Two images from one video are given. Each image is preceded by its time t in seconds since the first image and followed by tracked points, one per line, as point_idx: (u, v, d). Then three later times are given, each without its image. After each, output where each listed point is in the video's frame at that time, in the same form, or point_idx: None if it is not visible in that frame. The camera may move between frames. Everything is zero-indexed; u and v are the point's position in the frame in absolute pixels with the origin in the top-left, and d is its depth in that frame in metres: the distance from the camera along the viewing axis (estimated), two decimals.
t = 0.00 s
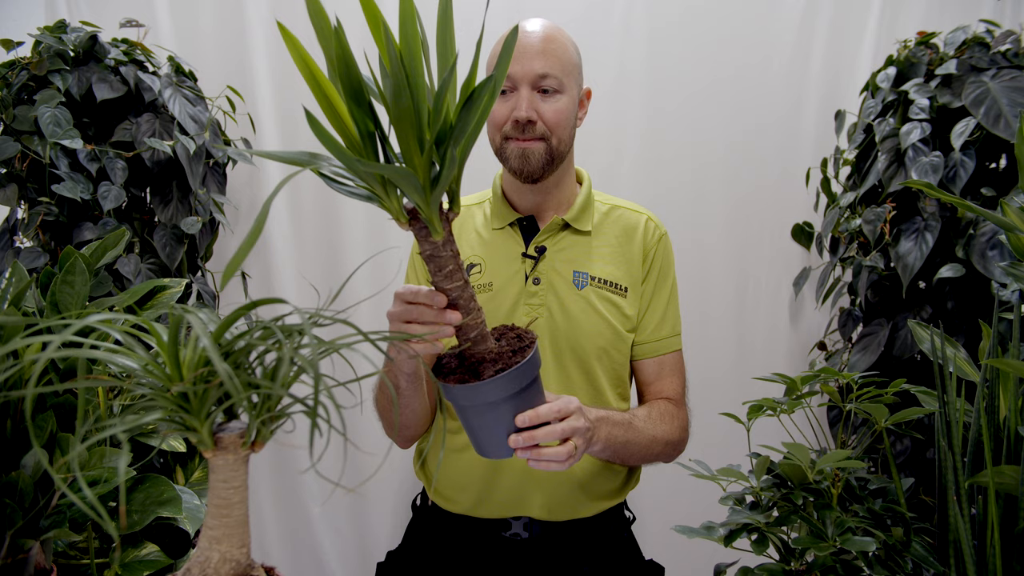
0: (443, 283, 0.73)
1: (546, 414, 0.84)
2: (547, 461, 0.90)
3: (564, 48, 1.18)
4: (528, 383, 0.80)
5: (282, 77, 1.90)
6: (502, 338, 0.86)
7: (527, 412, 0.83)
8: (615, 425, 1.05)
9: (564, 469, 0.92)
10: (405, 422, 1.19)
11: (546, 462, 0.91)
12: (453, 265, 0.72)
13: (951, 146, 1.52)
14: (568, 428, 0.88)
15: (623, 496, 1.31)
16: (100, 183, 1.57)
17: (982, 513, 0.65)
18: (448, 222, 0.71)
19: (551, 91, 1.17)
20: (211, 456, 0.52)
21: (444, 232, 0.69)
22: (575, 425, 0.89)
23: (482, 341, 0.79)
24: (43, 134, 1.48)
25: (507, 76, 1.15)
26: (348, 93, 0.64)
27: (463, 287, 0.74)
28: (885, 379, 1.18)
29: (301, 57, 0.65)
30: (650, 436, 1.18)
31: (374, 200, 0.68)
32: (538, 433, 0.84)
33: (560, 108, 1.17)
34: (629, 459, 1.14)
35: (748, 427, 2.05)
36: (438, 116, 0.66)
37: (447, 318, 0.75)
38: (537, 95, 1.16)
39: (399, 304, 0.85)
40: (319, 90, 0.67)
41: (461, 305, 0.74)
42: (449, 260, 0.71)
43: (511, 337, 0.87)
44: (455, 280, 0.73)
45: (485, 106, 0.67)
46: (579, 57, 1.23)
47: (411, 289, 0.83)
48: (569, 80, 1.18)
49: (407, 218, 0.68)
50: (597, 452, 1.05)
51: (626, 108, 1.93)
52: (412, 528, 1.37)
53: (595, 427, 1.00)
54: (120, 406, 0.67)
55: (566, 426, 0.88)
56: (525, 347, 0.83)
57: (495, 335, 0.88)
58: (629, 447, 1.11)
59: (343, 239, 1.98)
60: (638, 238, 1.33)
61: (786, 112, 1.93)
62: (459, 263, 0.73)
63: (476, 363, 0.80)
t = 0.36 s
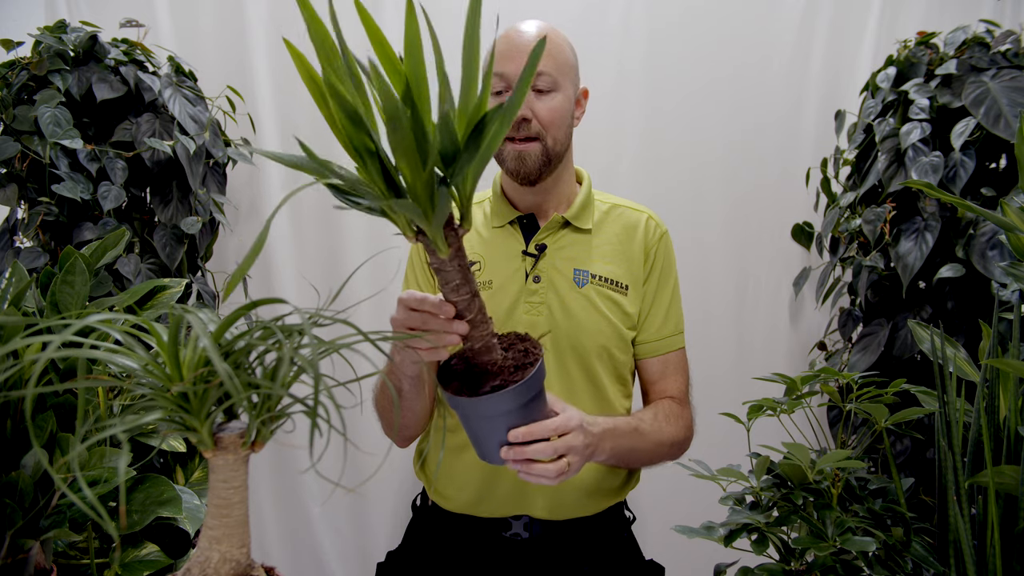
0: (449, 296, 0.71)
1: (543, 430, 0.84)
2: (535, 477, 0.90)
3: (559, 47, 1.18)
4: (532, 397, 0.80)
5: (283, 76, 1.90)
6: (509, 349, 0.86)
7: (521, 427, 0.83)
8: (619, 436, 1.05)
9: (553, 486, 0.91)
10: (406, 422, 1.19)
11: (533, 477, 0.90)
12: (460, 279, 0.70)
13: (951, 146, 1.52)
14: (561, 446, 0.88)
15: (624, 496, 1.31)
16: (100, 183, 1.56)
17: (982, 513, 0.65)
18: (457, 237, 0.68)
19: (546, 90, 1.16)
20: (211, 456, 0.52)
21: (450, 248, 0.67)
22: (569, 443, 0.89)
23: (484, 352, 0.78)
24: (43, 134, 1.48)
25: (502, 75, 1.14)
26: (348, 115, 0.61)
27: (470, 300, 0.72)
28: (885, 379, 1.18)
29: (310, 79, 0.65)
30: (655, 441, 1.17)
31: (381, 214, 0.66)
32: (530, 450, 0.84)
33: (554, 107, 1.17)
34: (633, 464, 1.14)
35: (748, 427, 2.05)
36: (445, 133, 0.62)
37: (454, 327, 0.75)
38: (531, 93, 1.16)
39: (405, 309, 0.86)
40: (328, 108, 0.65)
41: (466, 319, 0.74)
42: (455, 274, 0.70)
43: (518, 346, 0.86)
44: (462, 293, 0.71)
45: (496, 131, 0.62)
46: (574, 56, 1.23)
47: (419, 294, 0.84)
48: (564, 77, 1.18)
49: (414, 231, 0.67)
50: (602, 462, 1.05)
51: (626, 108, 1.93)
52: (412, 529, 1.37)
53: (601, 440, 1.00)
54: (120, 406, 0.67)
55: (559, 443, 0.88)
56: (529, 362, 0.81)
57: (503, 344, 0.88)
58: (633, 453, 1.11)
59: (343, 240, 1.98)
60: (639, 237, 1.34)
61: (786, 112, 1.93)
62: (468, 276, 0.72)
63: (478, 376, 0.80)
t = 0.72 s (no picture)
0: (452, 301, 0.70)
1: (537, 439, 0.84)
2: (529, 481, 0.90)
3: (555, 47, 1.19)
4: (532, 403, 0.80)
5: (282, 76, 1.90)
6: (511, 356, 0.86)
7: (513, 434, 0.82)
8: (616, 440, 1.05)
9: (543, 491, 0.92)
10: (406, 422, 1.19)
11: (526, 482, 0.91)
12: (463, 286, 0.69)
13: (951, 146, 1.52)
14: (556, 455, 0.88)
15: (623, 496, 1.31)
16: (100, 183, 1.56)
17: (982, 513, 0.65)
18: (462, 246, 0.66)
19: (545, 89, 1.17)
20: (211, 456, 0.52)
21: (453, 257, 0.65)
22: (565, 452, 0.89)
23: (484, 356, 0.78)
24: (44, 134, 1.48)
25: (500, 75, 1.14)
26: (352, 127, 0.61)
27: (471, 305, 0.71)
28: (885, 379, 1.18)
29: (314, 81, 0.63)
30: (653, 444, 1.17)
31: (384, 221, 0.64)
32: (520, 456, 0.84)
33: (553, 106, 1.17)
34: (632, 468, 1.14)
35: (748, 427, 2.05)
36: (449, 144, 0.59)
37: (455, 332, 0.73)
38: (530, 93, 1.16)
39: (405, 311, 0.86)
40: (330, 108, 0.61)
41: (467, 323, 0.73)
42: (457, 281, 0.68)
43: (520, 354, 0.86)
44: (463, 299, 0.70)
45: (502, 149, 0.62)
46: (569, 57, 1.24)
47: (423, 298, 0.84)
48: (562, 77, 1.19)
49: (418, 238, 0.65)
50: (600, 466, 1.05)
51: (627, 108, 1.93)
52: (412, 529, 1.37)
53: (599, 446, 1.00)
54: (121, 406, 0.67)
55: (552, 451, 0.88)
56: (527, 372, 0.81)
57: (505, 350, 0.88)
58: (632, 457, 1.11)
59: (343, 241, 1.98)
60: (640, 238, 1.33)
61: (786, 111, 1.93)
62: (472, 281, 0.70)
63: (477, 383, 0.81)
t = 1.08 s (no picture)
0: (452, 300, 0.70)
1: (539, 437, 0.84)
2: (531, 479, 0.90)
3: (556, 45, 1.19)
4: (533, 401, 0.80)
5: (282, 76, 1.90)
6: (510, 354, 0.86)
7: (515, 433, 0.82)
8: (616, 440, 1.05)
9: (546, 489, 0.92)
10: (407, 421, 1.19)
11: (529, 480, 0.91)
12: (463, 284, 0.69)
13: (951, 146, 1.52)
14: (557, 452, 0.88)
15: (623, 497, 1.31)
16: (100, 183, 1.56)
17: (982, 513, 0.65)
18: (460, 245, 0.67)
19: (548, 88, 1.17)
20: (211, 456, 0.52)
21: (453, 256, 0.66)
22: (567, 449, 0.89)
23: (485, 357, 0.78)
24: (43, 134, 1.48)
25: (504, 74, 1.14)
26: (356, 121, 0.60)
27: (469, 304, 0.71)
28: (885, 379, 1.18)
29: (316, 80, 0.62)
30: (653, 444, 1.17)
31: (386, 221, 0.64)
32: (522, 455, 0.84)
33: (555, 105, 1.17)
34: (631, 467, 1.14)
35: (748, 427, 2.05)
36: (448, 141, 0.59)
37: (455, 332, 0.73)
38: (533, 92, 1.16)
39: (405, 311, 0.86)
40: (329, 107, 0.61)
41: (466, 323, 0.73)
42: (457, 280, 0.68)
43: (519, 352, 0.86)
44: (462, 297, 0.70)
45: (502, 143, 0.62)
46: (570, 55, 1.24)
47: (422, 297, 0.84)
48: (563, 74, 1.18)
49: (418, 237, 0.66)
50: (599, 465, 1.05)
51: (627, 108, 1.93)
52: (412, 528, 1.37)
53: (599, 443, 1.00)
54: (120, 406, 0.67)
55: (553, 448, 0.88)
56: (528, 370, 0.82)
57: (503, 349, 0.87)
58: (631, 456, 1.11)
59: (343, 241, 1.98)
60: (642, 239, 1.33)
61: (787, 111, 1.93)
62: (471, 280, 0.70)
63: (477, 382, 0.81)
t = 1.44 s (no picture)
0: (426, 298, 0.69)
1: (541, 416, 0.85)
2: (545, 464, 0.91)
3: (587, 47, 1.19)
4: (517, 392, 0.80)
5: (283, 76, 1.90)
6: (492, 345, 0.85)
7: (522, 416, 0.83)
8: (610, 425, 1.06)
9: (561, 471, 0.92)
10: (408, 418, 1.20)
11: (542, 466, 0.91)
12: (436, 279, 0.69)
13: (951, 146, 1.52)
14: (563, 430, 0.89)
15: (625, 498, 1.30)
16: (100, 183, 1.56)
17: (982, 513, 0.65)
18: (426, 237, 0.67)
19: (573, 91, 1.17)
20: (211, 456, 0.52)
21: (422, 249, 0.66)
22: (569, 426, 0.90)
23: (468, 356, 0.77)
24: (44, 134, 1.48)
25: (530, 71, 1.14)
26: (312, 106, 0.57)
27: (447, 300, 0.70)
28: (885, 379, 1.18)
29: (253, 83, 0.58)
30: (648, 439, 1.18)
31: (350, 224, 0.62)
32: (534, 437, 0.85)
33: (579, 110, 1.17)
34: (626, 459, 1.15)
35: (748, 427, 2.05)
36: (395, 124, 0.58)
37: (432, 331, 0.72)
38: (559, 94, 1.16)
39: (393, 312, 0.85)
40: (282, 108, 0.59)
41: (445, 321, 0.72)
42: (431, 275, 0.68)
43: (500, 345, 0.86)
44: (439, 294, 0.69)
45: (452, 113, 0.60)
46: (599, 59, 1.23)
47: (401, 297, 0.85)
48: (590, 79, 1.18)
49: (384, 237, 0.64)
50: (593, 452, 1.05)
51: (627, 108, 1.93)
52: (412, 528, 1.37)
53: (592, 426, 1.01)
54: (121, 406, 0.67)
55: (561, 426, 0.89)
56: (516, 353, 0.83)
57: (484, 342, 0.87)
58: (626, 447, 1.12)
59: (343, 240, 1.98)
60: (645, 240, 1.33)
61: (787, 111, 1.93)
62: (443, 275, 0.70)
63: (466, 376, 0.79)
